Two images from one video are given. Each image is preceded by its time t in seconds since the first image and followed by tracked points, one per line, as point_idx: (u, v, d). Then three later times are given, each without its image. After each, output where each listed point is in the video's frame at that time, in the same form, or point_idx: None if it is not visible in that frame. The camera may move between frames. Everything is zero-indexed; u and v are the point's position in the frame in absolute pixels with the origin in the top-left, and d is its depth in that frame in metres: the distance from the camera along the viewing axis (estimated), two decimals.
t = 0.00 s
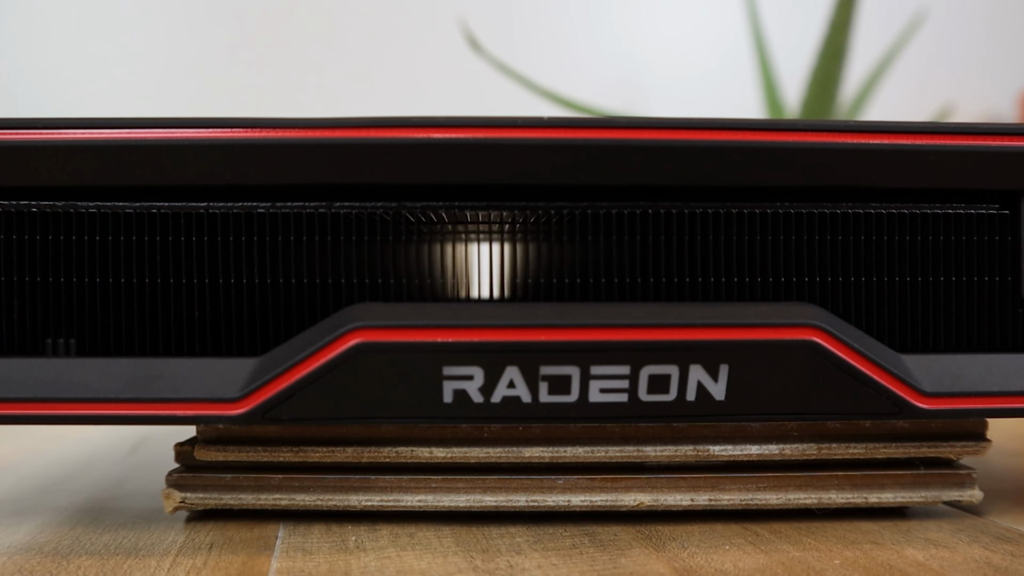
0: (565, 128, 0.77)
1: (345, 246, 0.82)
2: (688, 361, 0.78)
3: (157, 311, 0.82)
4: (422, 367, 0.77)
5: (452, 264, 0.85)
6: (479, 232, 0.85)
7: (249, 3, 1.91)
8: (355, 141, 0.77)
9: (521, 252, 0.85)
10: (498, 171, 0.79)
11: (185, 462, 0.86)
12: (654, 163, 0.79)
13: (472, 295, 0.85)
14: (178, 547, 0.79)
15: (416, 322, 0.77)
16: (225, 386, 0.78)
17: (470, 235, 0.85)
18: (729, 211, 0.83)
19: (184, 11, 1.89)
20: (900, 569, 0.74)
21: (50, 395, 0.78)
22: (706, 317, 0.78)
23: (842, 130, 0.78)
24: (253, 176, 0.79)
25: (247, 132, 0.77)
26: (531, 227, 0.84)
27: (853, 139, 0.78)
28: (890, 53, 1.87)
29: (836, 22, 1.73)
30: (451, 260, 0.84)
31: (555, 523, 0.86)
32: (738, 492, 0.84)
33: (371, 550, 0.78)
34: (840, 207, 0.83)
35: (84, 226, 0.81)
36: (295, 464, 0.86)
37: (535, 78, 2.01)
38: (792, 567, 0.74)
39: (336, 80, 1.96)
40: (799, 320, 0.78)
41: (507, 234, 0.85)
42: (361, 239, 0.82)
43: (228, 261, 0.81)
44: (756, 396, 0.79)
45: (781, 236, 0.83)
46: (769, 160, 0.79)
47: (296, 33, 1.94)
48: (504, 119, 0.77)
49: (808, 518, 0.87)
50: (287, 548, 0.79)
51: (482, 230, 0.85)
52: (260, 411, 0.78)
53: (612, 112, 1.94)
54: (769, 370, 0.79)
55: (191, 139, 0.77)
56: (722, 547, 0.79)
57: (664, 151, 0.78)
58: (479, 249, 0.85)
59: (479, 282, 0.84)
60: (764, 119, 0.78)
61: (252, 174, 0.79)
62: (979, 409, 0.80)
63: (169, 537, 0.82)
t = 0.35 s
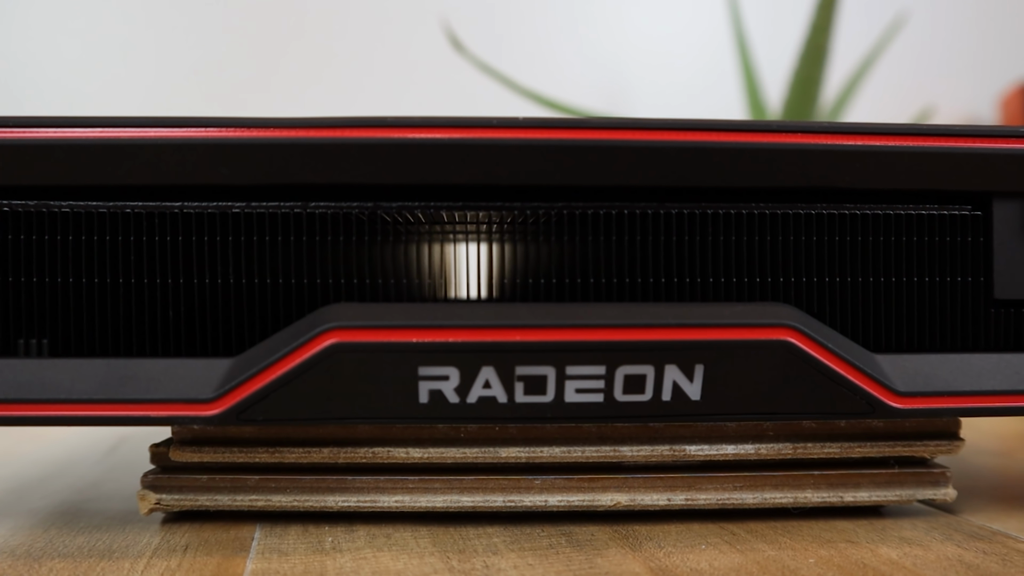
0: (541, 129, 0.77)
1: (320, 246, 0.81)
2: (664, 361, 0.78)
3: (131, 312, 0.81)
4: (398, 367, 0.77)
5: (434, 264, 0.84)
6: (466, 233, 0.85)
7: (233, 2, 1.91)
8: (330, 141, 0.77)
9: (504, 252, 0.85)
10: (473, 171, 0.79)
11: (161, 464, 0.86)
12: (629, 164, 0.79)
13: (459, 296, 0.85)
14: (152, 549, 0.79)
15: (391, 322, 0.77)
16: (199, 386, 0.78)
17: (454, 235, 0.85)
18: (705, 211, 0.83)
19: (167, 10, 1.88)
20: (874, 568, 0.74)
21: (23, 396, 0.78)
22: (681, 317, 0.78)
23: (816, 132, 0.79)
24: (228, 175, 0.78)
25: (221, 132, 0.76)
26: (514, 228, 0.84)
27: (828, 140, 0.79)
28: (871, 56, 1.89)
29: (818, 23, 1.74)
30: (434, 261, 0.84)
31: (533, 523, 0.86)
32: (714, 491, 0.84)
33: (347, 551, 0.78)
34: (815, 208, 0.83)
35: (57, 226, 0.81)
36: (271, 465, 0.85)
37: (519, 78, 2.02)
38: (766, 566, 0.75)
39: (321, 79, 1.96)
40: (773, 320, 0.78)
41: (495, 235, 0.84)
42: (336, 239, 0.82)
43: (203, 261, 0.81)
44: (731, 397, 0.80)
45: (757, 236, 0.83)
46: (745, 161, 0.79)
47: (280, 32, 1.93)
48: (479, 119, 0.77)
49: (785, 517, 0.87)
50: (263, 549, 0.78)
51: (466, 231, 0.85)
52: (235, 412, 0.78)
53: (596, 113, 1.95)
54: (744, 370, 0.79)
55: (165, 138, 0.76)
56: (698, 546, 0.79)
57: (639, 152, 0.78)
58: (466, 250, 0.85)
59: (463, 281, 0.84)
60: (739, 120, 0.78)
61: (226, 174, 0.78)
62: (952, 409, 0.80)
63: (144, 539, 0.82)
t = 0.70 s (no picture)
0: (516, 129, 0.77)
1: (296, 246, 0.81)
2: (639, 361, 0.78)
3: (104, 312, 0.80)
4: (373, 368, 0.77)
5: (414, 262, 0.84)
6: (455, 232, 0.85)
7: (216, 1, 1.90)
8: (305, 140, 0.76)
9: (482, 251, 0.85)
10: (449, 171, 0.79)
11: (136, 465, 0.85)
12: (605, 164, 0.79)
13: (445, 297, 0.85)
14: (126, 551, 0.78)
15: (367, 322, 0.77)
16: (174, 387, 0.78)
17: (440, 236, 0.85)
18: (681, 212, 0.83)
19: (150, 9, 1.87)
20: (848, 566, 0.75)
21: None
22: (656, 317, 0.79)
23: (792, 132, 0.79)
24: (202, 175, 0.78)
25: (195, 131, 0.76)
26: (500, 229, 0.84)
27: (803, 141, 0.79)
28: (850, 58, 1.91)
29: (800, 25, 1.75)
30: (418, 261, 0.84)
31: (510, 524, 0.86)
32: (691, 491, 0.84)
33: (323, 552, 0.78)
34: (790, 208, 0.83)
35: (29, 226, 0.80)
36: (246, 466, 0.85)
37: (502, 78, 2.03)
38: (741, 565, 0.75)
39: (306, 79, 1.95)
40: (747, 320, 0.78)
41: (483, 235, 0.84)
42: (312, 238, 0.81)
43: (178, 261, 0.80)
44: (707, 397, 0.80)
45: (732, 237, 0.83)
46: (720, 161, 0.79)
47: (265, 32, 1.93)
48: (456, 119, 0.77)
49: (761, 516, 0.87)
50: (238, 551, 0.78)
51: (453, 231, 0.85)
52: (210, 413, 0.77)
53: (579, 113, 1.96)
54: (719, 370, 0.79)
55: (138, 138, 0.76)
56: (675, 545, 0.80)
57: (615, 152, 0.78)
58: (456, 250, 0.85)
59: (443, 282, 0.85)
60: (716, 121, 0.78)
61: (201, 173, 0.78)
62: (926, 408, 0.80)
63: (118, 541, 0.81)
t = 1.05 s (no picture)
0: (494, 129, 0.77)
1: (274, 246, 0.81)
2: (617, 361, 0.78)
3: (78, 313, 0.79)
4: (350, 368, 0.77)
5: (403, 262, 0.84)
6: (444, 233, 0.84)
7: None
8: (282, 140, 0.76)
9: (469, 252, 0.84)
10: (427, 171, 0.78)
11: (112, 466, 0.84)
12: (583, 164, 0.79)
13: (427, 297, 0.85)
14: (101, 553, 0.77)
15: (344, 322, 0.77)
16: (149, 388, 0.77)
17: (430, 236, 0.85)
18: (659, 213, 0.83)
19: (133, 7, 1.86)
20: (824, 564, 0.75)
21: None
22: (634, 317, 0.79)
23: (769, 133, 0.79)
24: (178, 174, 0.78)
25: (170, 130, 0.75)
26: (490, 229, 0.83)
27: (780, 142, 0.79)
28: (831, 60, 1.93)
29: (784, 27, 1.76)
30: (401, 261, 0.83)
31: (488, 524, 0.86)
32: (669, 490, 0.84)
33: (301, 553, 0.77)
34: (767, 209, 0.84)
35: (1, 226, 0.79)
36: (223, 467, 0.85)
37: (487, 78, 2.03)
38: (718, 564, 0.75)
39: (291, 78, 1.94)
40: (724, 320, 0.79)
41: (469, 235, 0.84)
42: (289, 238, 0.81)
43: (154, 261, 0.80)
44: (685, 397, 0.80)
45: (710, 237, 0.83)
46: (697, 162, 0.80)
47: (249, 31, 1.92)
48: (433, 119, 0.77)
49: (739, 516, 0.88)
50: (214, 552, 0.77)
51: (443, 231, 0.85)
52: (185, 414, 0.77)
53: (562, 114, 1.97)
54: (696, 370, 0.79)
55: (112, 137, 0.75)
56: (652, 545, 0.80)
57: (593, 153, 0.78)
58: (438, 249, 0.85)
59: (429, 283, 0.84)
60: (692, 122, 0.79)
61: (177, 173, 0.78)
62: (901, 407, 0.81)
63: (93, 543, 0.80)
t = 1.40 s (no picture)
0: (473, 129, 0.77)
1: (253, 246, 0.81)
2: (596, 361, 0.78)
3: (54, 314, 0.79)
4: (329, 368, 0.77)
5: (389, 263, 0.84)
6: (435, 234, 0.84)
7: None
8: (260, 140, 0.76)
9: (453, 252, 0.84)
10: (406, 172, 0.78)
11: (90, 468, 0.84)
12: (562, 165, 0.79)
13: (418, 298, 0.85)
14: (78, 555, 0.77)
15: (323, 322, 0.77)
16: (126, 388, 0.77)
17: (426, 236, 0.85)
18: (638, 213, 0.83)
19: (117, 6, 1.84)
20: (801, 563, 0.76)
21: None
22: (613, 317, 0.79)
23: (747, 134, 0.80)
24: (155, 173, 0.77)
25: (148, 130, 0.75)
26: (479, 229, 0.83)
27: (758, 143, 0.80)
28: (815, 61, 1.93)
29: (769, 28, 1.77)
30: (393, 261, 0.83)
31: (469, 524, 0.86)
32: (649, 490, 0.85)
33: (280, 554, 0.77)
34: (746, 210, 0.84)
35: None
36: (202, 468, 0.84)
37: (473, 78, 2.03)
38: (697, 563, 0.75)
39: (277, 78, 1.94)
40: (702, 320, 0.79)
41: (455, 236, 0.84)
42: (268, 238, 0.81)
43: (131, 261, 0.79)
44: (663, 396, 0.80)
45: (689, 237, 0.83)
46: (676, 163, 0.80)
47: (235, 31, 1.91)
48: (411, 119, 0.77)
49: (719, 515, 0.88)
50: (193, 554, 0.77)
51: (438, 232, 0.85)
52: (163, 415, 0.77)
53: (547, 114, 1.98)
54: (675, 370, 0.80)
55: (89, 136, 0.75)
56: (632, 544, 0.80)
57: (572, 153, 0.78)
58: (426, 250, 0.85)
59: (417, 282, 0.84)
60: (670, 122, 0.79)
61: (155, 172, 0.77)
62: (878, 406, 0.82)
63: (70, 545, 0.80)
